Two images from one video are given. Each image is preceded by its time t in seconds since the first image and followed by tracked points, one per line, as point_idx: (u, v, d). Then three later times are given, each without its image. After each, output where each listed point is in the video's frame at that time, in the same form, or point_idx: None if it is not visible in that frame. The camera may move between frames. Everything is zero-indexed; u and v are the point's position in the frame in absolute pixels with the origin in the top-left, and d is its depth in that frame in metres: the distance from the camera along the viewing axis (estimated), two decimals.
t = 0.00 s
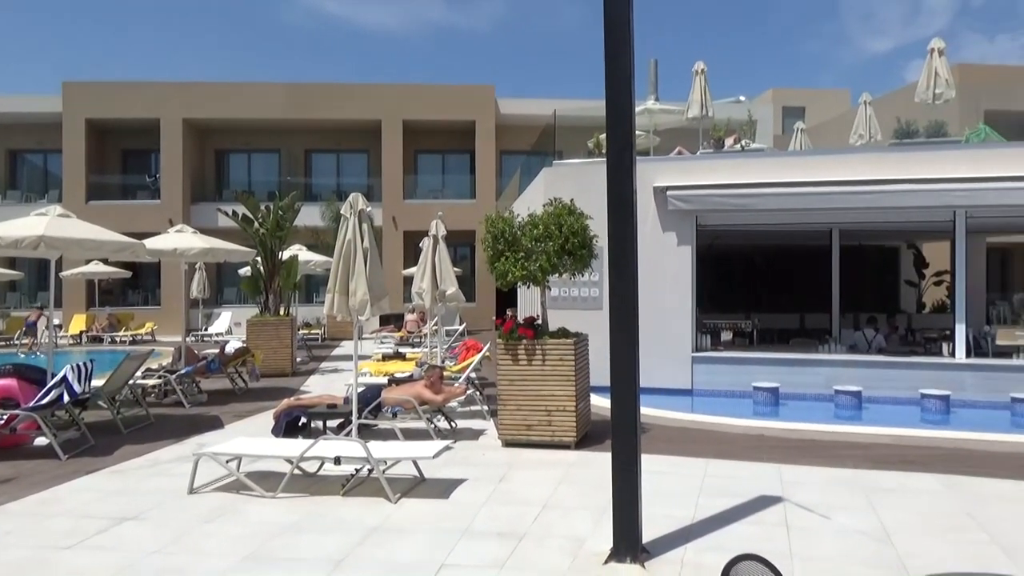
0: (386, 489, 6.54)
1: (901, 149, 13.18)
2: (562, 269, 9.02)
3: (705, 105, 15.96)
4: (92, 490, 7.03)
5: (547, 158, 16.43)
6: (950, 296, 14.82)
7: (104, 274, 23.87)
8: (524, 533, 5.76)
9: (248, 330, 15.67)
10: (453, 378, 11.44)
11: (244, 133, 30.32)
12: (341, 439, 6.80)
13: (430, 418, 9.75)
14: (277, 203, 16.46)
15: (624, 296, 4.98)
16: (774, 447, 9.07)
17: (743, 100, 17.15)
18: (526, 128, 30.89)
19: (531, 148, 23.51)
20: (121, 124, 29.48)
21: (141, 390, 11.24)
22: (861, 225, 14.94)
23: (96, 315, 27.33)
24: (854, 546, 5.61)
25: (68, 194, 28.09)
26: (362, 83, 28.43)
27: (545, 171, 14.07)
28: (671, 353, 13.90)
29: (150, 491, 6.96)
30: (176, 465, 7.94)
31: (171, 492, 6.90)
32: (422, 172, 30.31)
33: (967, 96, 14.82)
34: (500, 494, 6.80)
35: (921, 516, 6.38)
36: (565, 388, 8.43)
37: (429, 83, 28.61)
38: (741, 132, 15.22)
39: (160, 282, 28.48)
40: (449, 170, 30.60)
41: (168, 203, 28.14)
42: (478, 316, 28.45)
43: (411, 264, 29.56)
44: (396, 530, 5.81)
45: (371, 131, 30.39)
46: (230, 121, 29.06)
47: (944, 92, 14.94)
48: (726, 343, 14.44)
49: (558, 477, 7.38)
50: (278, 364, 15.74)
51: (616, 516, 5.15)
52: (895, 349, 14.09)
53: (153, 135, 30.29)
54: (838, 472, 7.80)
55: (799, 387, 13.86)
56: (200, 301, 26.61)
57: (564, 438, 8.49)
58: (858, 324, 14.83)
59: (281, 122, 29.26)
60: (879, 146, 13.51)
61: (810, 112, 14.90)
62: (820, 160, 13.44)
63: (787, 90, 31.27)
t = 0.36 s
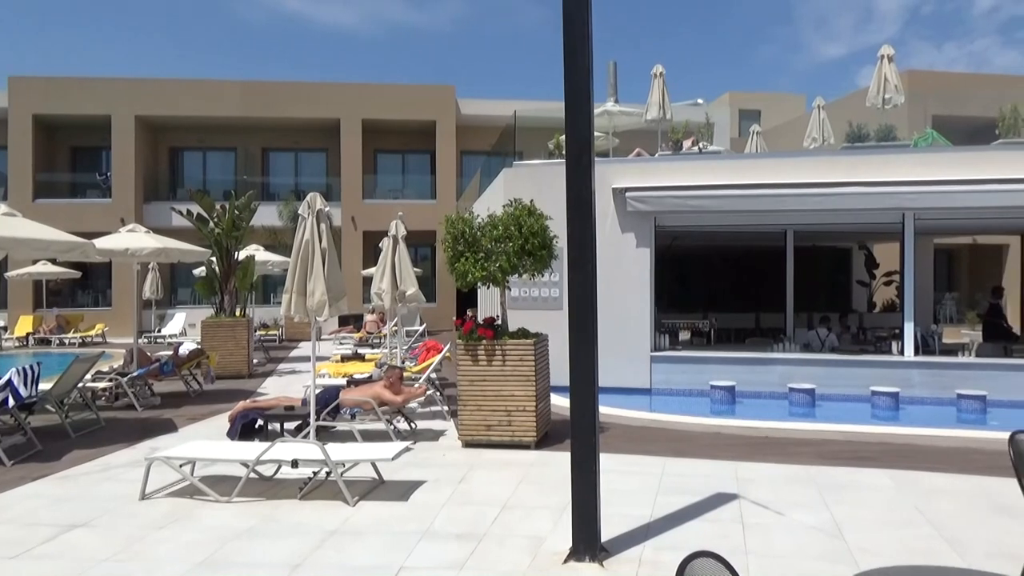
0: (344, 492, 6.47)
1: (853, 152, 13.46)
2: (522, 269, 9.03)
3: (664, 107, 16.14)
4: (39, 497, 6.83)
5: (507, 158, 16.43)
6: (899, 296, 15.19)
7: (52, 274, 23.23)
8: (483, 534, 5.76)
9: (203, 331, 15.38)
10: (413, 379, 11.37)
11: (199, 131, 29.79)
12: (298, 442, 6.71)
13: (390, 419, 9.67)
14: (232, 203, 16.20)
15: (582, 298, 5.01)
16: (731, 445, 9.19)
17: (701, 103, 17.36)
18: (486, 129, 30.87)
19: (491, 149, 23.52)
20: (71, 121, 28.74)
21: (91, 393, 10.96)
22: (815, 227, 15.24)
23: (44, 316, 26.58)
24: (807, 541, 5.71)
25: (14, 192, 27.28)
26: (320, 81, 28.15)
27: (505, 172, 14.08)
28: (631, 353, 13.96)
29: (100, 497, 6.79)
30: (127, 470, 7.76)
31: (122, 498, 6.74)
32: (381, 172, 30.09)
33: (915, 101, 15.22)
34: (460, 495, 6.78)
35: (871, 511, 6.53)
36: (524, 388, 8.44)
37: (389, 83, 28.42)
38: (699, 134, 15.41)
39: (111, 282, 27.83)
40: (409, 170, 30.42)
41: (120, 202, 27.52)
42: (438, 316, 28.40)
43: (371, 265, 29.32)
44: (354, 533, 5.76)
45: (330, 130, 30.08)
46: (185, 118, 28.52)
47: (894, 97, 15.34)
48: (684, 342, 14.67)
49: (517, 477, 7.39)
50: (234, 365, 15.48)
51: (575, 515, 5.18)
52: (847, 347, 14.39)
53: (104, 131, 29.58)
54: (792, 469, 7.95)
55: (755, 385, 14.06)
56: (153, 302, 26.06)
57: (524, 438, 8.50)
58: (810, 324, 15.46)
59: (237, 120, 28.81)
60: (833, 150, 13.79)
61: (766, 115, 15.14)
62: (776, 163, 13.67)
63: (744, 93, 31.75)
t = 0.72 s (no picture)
0: (302, 496, 6.38)
1: (809, 156, 13.70)
2: (483, 271, 9.00)
3: (625, 110, 16.30)
4: None
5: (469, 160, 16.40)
6: (854, 297, 15.52)
7: None
8: (443, 537, 5.72)
9: (158, 334, 15.07)
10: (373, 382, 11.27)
11: (154, 129, 29.20)
12: (255, 446, 6.60)
13: (350, 422, 9.57)
14: (188, 203, 15.90)
15: (542, 300, 5.02)
16: (690, 444, 9.28)
17: (661, 106, 17.55)
18: (448, 130, 30.76)
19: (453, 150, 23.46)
20: (19, 117, 27.96)
21: (40, 399, 10.65)
22: (771, 229, 15.50)
23: None
24: (764, 540, 5.78)
25: None
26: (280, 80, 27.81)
27: (467, 172, 14.05)
28: (592, 354, 14.03)
29: (49, 506, 6.60)
30: (77, 478, 7.55)
31: (71, 506, 6.56)
32: (342, 172, 29.82)
33: (868, 107, 15.58)
34: (420, 498, 6.73)
35: (826, 508, 6.64)
36: (486, 390, 8.43)
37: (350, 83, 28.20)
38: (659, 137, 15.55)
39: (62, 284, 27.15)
40: (370, 171, 30.10)
41: (71, 201, 26.87)
42: (399, 318, 28.26)
43: (331, 266, 29.03)
44: (312, 538, 5.68)
45: (289, 130, 29.71)
46: (139, 116, 27.96)
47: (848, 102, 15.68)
48: (645, 343, 14.72)
49: (478, 479, 7.36)
50: (190, 369, 15.20)
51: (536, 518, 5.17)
52: (804, 347, 14.65)
53: (55, 129, 28.84)
54: (750, 468, 8.05)
55: (714, 385, 14.22)
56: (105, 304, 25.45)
57: (485, 440, 8.47)
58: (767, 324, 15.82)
59: (194, 118, 28.32)
60: (789, 153, 14.02)
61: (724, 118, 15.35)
62: (734, 165, 13.85)
63: (704, 97, 32.10)
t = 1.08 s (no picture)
0: (259, 503, 6.27)
1: (769, 160, 13.88)
2: (445, 273, 8.94)
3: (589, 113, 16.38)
4: None
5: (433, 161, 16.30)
6: (812, 299, 15.77)
7: None
8: (404, 542, 5.66)
9: (112, 337, 14.73)
10: (334, 385, 11.14)
11: (110, 127, 28.58)
12: (210, 451, 6.46)
13: (309, 426, 9.43)
14: (144, 203, 15.59)
15: (503, 302, 4.99)
16: (651, 446, 9.32)
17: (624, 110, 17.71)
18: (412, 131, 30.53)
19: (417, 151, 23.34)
20: None
21: None
22: (732, 232, 15.71)
23: None
24: (725, 541, 5.81)
25: None
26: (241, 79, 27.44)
27: (430, 174, 13.97)
28: (556, 356, 14.02)
29: None
30: (24, 486, 7.33)
31: (17, 515, 6.36)
32: (304, 173, 29.46)
33: (826, 112, 15.86)
34: (380, 503, 6.65)
35: (785, 508, 6.70)
36: (448, 393, 8.38)
37: (312, 82, 27.91)
38: (622, 140, 15.66)
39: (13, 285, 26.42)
40: (333, 172, 29.76)
41: (23, 201, 26.20)
42: (362, 320, 28.03)
43: (293, 267, 28.68)
44: (269, 545, 5.57)
45: (250, 129, 29.30)
46: (95, 114, 27.37)
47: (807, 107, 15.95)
48: (608, 345, 14.78)
49: (440, 483, 7.30)
50: (145, 372, 14.87)
51: (496, 521, 5.15)
52: (763, 349, 14.85)
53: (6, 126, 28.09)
54: (711, 469, 8.10)
55: (676, 387, 14.32)
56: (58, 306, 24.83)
57: (447, 443, 8.42)
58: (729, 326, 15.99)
59: (151, 117, 27.79)
60: (750, 157, 14.19)
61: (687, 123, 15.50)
62: (696, 169, 13.98)
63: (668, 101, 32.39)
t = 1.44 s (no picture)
0: (222, 509, 6.15)
1: (737, 165, 14.00)
2: (414, 276, 8.86)
3: (559, 117, 16.43)
4: None
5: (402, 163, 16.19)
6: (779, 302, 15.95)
7: None
8: (370, 548, 5.58)
9: (72, 341, 14.39)
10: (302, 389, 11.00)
11: (73, 126, 28.02)
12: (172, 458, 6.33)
13: (275, 431, 9.29)
14: (107, 204, 15.29)
15: (471, 305, 4.95)
16: (620, 449, 9.34)
17: (595, 113, 17.77)
18: (383, 133, 30.32)
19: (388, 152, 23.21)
20: None
21: None
22: (701, 236, 15.84)
23: None
24: (693, 543, 5.82)
25: None
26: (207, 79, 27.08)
27: (400, 176, 13.86)
28: (526, 359, 13.98)
29: None
30: None
31: None
32: (273, 174, 29.10)
33: (792, 118, 16.06)
34: (347, 509, 6.56)
35: (751, 510, 6.74)
36: (416, 396, 8.30)
37: (281, 83, 27.65)
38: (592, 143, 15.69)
39: None
40: (302, 173, 29.46)
41: None
42: (331, 323, 27.79)
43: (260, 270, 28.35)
44: (232, 553, 5.46)
45: (217, 130, 28.90)
46: (57, 113, 26.83)
47: (774, 113, 16.15)
48: (579, 348, 14.82)
49: (408, 487, 7.24)
50: (107, 376, 14.58)
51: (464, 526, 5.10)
52: (731, 351, 14.99)
53: None
54: (679, 472, 8.13)
55: (645, 390, 14.35)
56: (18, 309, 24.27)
57: (416, 447, 8.35)
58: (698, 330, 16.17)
59: (115, 116, 27.31)
60: (719, 162, 14.30)
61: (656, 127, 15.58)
62: (664, 173, 14.06)
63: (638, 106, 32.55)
